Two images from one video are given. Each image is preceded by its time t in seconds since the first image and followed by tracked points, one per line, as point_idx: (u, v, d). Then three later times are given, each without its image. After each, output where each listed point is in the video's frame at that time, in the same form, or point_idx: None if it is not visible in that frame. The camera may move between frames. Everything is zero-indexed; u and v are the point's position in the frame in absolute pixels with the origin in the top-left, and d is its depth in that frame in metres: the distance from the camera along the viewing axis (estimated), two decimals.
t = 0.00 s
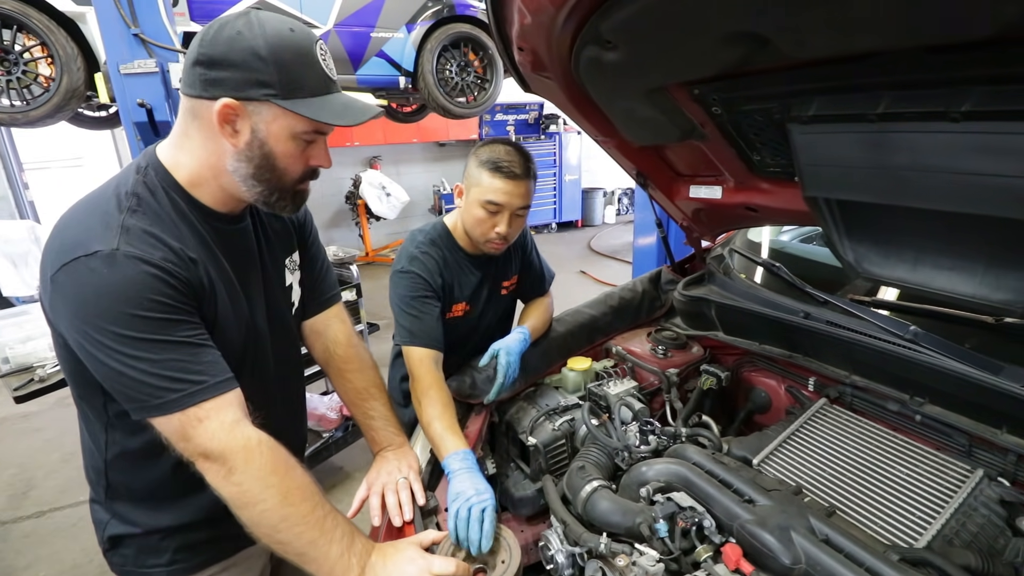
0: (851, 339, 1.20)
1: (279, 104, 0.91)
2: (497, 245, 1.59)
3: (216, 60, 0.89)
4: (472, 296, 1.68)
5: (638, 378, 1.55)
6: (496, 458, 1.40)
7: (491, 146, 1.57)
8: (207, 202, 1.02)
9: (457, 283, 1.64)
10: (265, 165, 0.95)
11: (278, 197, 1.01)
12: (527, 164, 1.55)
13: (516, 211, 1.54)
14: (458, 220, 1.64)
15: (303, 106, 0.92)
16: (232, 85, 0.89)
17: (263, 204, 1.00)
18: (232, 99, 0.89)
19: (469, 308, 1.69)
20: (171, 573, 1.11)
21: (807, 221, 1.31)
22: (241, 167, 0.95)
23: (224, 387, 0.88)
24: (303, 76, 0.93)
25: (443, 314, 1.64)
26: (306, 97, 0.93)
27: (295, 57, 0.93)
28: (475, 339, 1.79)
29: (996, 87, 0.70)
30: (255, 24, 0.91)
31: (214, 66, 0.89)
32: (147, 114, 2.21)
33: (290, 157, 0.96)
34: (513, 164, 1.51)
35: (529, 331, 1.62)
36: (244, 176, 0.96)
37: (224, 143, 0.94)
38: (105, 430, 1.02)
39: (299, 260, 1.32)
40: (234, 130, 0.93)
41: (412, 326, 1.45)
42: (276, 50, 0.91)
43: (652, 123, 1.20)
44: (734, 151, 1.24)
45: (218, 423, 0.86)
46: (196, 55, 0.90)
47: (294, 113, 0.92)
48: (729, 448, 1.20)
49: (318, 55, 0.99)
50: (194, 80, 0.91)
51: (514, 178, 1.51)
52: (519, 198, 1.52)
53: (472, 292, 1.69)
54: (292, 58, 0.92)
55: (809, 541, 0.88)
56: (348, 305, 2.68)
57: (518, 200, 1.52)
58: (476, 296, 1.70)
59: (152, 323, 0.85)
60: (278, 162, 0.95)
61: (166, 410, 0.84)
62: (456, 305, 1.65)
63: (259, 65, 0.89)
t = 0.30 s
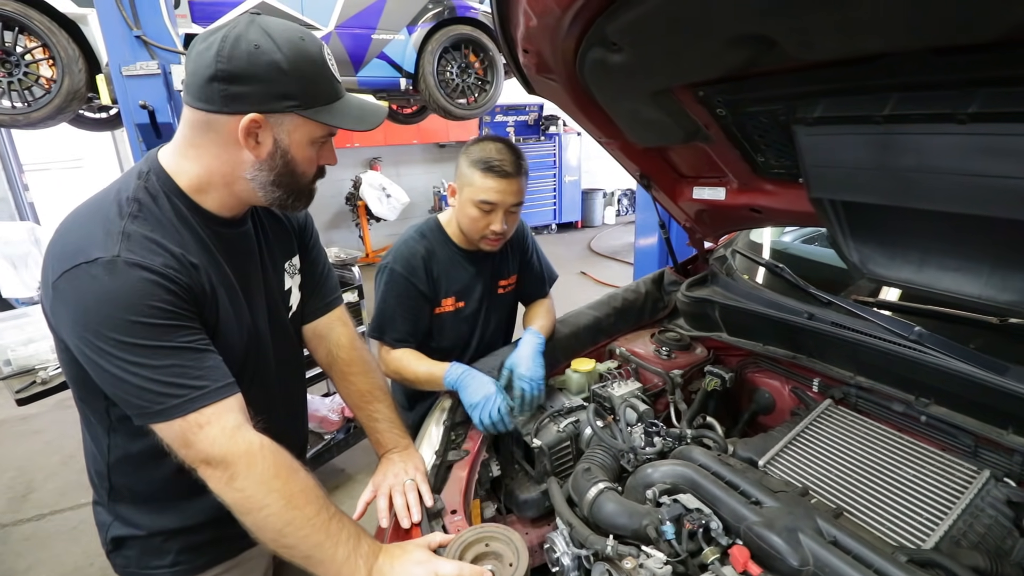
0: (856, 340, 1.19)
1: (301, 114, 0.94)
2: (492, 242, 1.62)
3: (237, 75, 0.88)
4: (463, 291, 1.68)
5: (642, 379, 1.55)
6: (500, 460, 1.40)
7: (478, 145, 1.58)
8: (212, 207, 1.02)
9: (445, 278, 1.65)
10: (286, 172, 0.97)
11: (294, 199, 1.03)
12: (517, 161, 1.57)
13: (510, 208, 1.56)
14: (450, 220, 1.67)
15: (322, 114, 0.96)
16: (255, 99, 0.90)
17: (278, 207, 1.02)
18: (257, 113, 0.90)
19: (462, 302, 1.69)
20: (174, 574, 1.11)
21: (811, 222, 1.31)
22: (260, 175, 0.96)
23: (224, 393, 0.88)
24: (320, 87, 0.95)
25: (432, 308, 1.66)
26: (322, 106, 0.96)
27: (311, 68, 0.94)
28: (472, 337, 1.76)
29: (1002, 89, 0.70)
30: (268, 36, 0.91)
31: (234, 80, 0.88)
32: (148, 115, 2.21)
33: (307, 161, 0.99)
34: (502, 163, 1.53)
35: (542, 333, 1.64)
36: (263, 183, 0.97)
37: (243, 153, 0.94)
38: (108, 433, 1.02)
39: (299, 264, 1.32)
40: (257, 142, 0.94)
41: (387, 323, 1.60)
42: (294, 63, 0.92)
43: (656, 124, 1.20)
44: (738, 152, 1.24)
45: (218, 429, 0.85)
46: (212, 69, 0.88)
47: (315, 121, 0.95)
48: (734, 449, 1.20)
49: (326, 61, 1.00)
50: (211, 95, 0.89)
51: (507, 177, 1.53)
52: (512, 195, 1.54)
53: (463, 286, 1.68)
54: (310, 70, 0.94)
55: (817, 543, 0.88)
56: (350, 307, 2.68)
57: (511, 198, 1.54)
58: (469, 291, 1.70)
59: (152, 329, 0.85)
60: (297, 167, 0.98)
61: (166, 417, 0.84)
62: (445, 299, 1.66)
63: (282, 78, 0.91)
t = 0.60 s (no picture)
0: (861, 337, 1.20)
1: (308, 116, 0.95)
2: (456, 232, 1.64)
3: (244, 80, 0.88)
4: (436, 283, 1.72)
5: (646, 379, 1.55)
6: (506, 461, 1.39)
7: (418, 142, 1.61)
8: (213, 212, 1.02)
9: (418, 272, 1.71)
10: (295, 174, 0.98)
11: (299, 200, 1.03)
12: (457, 150, 1.59)
13: (460, 196, 1.57)
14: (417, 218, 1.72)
15: (328, 115, 0.97)
16: (264, 103, 0.90)
17: (284, 208, 1.02)
18: (267, 117, 0.91)
19: (436, 295, 1.73)
20: None
21: (813, 219, 1.31)
22: (268, 178, 0.96)
23: (230, 400, 0.87)
24: (325, 88, 0.95)
25: (409, 303, 1.72)
26: (329, 108, 0.97)
27: (318, 71, 0.94)
28: (455, 330, 1.78)
29: (1007, 85, 0.70)
30: (274, 39, 0.91)
31: (241, 85, 0.88)
32: (146, 119, 2.20)
33: (312, 162, 1.01)
34: (441, 156, 1.55)
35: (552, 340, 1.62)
36: (270, 186, 0.97)
37: (252, 156, 0.94)
38: (111, 440, 1.01)
39: (299, 268, 1.31)
40: (266, 146, 0.94)
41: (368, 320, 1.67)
42: (302, 66, 0.92)
43: (659, 124, 1.21)
44: (741, 150, 1.24)
45: (229, 435, 0.85)
46: (220, 74, 0.87)
47: (321, 122, 0.97)
48: (740, 447, 1.20)
49: (329, 62, 1.00)
50: (219, 100, 0.88)
51: (445, 167, 1.54)
52: (457, 183, 1.55)
53: (437, 279, 1.72)
54: (317, 73, 0.94)
55: (826, 540, 0.88)
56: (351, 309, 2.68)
57: (457, 186, 1.55)
58: (444, 283, 1.73)
59: (160, 337, 0.85)
60: (304, 168, 0.99)
61: (175, 424, 0.84)
62: (419, 292, 1.71)
63: (290, 81, 0.91)
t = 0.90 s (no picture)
0: (869, 341, 1.18)
1: (296, 113, 0.92)
2: (435, 234, 1.66)
3: (232, 68, 0.88)
4: (425, 284, 1.75)
5: (649, 382, 1.53)
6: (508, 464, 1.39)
7: (391, 147, 1.59)
8: (210, 213, 1.01)
9: (409, 272, 1.74)
10: (278, 173, 0.95)
11: (286, 205, 1.00)
12: (427, 154, 1.56)
13: (429, 200, 1.57)
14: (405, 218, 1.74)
15: (316, 114, 0.93)
16: (250, 93, 0.89)
17: (270, 213, 1.00)
18: (250, 106, 0.89)
19: (425, 295, 1.75)
20: None
21: (819, 222, 1.30)
22: (252, 174, 0.94)
23: (236, 399, 0.87)
24: (319, 87, 0.94)
25: (398, 301, 1.74)
26: (319, 107, 0.94)
27: (313, 69, 0.94)
28: (443, 330, 1.81)
29: (1021, 86, 0.69)
30: (271, 37, 0.92)
31: (229, 74, 0.89)
32: (151, 121, 2.20)
33: (302, 165, 0.97)
34: (409, 162, 1.53)
35: (558, 338, 1.63)
36: (254, 185, 0.95)
37: (235, 150, 0.93)
38: (112, 443, 1.01)
39: (298, 272, 1.31)
40: (249, 138, 0.92)
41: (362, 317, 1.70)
42: (295, 62, 0.92)
43: (664, 125, 1.19)
44: (746, 152, 1.23)
45: (237, 433, 0.85)
46: (210, 62, 0.89)
47: (310, 121, 0.93)
48: (746, 452, 1.19)
49: (329, 66, 1.00)
50: (208, 87, 0.89)
51: (408, 174, 1.53)
52: (422, 189, 1.55)
53: (427, 280, 1.75)
54: (310, 69, 0.93)
55: (833, 547, 0.87)
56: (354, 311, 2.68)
57: (421, 192, 1.54)
58: (434, 285, 1.76)
59: (165, 336, 0.84)
60: (291, 169, 0.96)
61: (181, 424, 0.83)
62: (409, 291, 1.74)
63: (280, 74, 0.90)
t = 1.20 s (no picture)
0: (879, 352, 1.15)
1: (286, 100, 0.92)
2: (450, 234, 1.66)
3: (228, 55, 0.92)
4: (425, 281, 1.74)
5: (653, 387, 1.52)
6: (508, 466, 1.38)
7: (402, 147, 1.60)
8: (209, 205, 1.02)
9: (409, 268, 1.74)
10: (266, 162, 0.94)
11: (276, 197, 0.99)
12: (442, 153, 1.59)
13: (449, 197, 1.58)
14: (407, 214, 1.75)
15: (306, 102, 0.93)
16: (242, 79, 0.91)
17: (260, 205, 0.99)
18: (241, 91, 0.90)
19: (424, 292, 1.75)
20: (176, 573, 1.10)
21: (831, 229, 1.27)
22: (241, 162, 0.94)
23: (236, 390, 0.87)
24: (316, 79, 0.96)
25: (397, 297, 1.74)
26: (310, 96, 0.95)
27: (308, 59, 0.96)
28: (440, 329, 1.80)
29: None
30: (270, 29, 0.95)
31: (225, 61, 0.92)
32: (166, 116, 2.23)
33: (293, 157, 0.97)
34: (426, 160, 1.55)
35: (568, 334, 1.65)
36: (243, 172, 0.95)
37: (226, 137, 0.94)
38: (112, 433, 1.01)
39: (299, 265, 1.33)
40: (239, 124, 0.93)
41: (361, 312, 1.71)
42: (288, 50, 0.94)
43: (672, 127, 1.18)
44: (756, 156, 1.21)
45: (233, 424, 0.85)
46: (209, 50, 0.93)
47: (301, 110, 0.93)
48: (748, 462, 1.17)
49: (330, 62, 1.02)
50: (205, 74, 0.93)
51: (429, 172, 1.55)
52: (443, 186, 1.57)
53: (427, 277, 1.75)
54: (304, 59, 0.95)
55: (833, 563, 0.84)
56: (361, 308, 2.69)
57: (444, 188, 1.56)
58: (433, 282, 1.76)
59: (167, 327, 0.85)
60: (281, 160, 0.95)
61: (179, 413, 0.83)
62: (408, 288, 1.73)
63: (272, 61, 0.92)
